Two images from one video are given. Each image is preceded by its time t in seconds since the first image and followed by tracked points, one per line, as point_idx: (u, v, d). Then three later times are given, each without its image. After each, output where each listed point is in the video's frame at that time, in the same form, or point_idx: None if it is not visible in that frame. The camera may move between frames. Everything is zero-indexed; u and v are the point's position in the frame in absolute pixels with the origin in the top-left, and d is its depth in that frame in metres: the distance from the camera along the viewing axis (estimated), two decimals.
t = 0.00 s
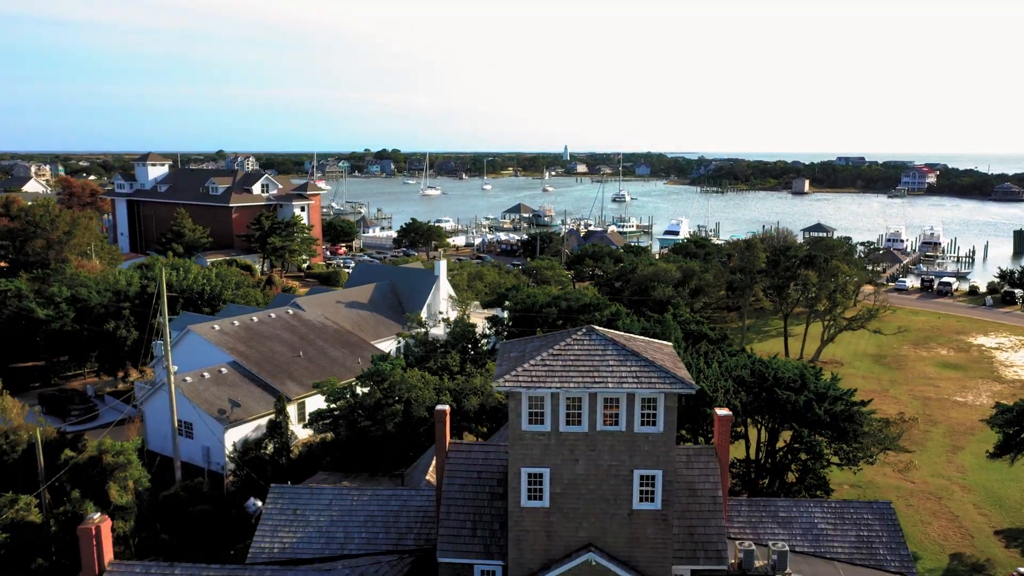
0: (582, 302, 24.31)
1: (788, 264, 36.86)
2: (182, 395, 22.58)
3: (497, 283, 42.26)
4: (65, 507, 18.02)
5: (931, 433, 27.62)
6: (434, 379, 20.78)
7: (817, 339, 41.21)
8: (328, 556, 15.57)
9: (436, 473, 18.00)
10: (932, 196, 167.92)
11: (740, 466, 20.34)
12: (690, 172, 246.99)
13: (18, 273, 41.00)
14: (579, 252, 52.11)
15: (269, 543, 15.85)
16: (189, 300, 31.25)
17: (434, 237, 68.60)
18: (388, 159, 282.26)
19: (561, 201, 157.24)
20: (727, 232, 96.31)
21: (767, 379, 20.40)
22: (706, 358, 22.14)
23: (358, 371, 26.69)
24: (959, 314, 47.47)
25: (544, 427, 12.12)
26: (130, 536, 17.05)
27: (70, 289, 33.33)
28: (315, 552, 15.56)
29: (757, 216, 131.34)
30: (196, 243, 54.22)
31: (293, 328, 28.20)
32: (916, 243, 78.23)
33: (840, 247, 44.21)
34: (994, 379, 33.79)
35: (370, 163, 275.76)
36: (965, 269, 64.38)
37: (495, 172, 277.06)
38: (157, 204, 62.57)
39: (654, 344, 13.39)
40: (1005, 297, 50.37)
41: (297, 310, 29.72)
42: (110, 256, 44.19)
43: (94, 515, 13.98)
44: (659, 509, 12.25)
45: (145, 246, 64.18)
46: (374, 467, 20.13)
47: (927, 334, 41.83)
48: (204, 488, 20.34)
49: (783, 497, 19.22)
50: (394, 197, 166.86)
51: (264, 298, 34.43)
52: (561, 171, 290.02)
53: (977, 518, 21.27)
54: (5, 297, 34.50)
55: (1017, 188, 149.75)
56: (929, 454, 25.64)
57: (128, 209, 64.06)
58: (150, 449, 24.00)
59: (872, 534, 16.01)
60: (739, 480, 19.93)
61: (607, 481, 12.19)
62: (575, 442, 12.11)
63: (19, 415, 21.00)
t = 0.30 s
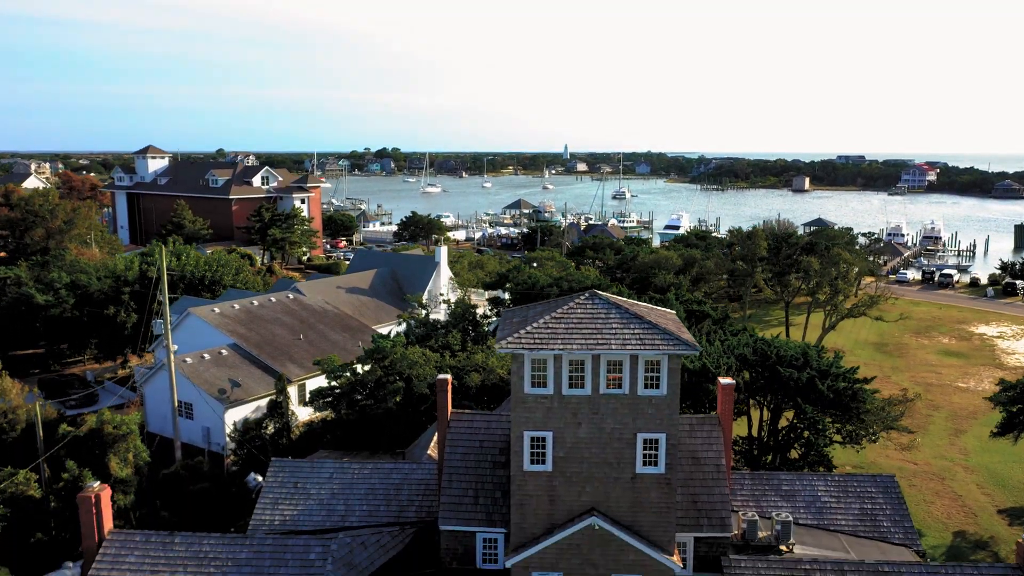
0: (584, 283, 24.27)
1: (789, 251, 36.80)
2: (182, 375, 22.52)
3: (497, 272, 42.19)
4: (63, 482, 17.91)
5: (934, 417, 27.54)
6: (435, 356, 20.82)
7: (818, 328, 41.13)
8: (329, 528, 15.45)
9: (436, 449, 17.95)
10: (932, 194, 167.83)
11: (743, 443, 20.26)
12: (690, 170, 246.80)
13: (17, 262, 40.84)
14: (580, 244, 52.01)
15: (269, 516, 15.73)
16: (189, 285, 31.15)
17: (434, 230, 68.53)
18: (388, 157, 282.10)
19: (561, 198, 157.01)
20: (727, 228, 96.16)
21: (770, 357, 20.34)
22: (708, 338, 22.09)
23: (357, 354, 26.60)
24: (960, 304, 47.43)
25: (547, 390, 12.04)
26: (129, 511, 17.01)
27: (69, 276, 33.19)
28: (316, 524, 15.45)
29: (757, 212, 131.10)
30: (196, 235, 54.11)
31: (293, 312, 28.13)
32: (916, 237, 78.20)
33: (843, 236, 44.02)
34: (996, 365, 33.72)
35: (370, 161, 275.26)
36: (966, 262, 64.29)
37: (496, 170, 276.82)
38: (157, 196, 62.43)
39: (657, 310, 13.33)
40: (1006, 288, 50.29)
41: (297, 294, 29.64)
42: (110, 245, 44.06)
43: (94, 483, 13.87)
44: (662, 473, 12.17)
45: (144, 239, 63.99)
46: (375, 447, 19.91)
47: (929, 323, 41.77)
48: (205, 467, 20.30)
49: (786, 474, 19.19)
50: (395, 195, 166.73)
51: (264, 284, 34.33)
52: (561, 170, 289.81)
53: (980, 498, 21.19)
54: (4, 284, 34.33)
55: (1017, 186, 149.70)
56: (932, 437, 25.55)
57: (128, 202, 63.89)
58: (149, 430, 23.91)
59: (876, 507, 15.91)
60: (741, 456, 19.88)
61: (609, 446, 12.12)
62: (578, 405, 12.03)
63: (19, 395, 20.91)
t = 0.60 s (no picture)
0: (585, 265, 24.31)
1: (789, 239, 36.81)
2: (182, 357, 22.44)
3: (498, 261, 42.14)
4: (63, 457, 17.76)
5: (936, 402, 27.50)
6: (435, 335, 20.85)
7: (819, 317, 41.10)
8: (329, 501, 15.37)
9: (437, 425, 17.93)
10: (932, 191, 167.75)
11: (745, 421, 20.23)
12: (690, 168, 246.69)
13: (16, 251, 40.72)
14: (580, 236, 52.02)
15: (269, 489, 15.63)
16: (188, 271, 31.08)
17: (433, 223, 68.56)
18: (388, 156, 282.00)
19: (562, 195, 156.89)
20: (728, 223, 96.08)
21: (772, 335, 20.29)
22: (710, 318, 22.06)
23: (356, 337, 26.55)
24: (960, 295, 47.40)
25: (549, 354, 11.97)
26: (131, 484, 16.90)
27: (69, 263, 32.97)
28: (316, 497, 15.36)
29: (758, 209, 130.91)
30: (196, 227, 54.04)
31: (293, 296, 28.07)
32: (917, 232, 78.18)
33: (844, 225, 44.02)
34: (997, 353, 33.70)
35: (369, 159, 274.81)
36: (967, 255, 64.21)
37: (496, 168, 276.74)
38: (157, 189, 62.31)
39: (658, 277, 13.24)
40: (1008, 279, 50.21)
41: (297, 279, 29.57)
42: (109, 234, 44.01)
43: (93, 453, 13.77)
44: (664, 438, 12.11)
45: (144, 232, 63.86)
46: (375, 426, 19.71)
47: (930, 313, 41.72)
48: (204, 446, 20.15)
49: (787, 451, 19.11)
50: (394, 191, 166.66)
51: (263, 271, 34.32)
52: (561, 168, 289.74)
53: (982, 478, 21.13)
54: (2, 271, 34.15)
55: (1018, 183, 149.67)
56: (935, 420, 25.49)
57: (127, 194, 63.73)
58: (150, 413, 23.84)
59: (879, 480, 15.86)
60: (743, 434, 19.84)
61: (611, 411, 12.06)
62: (580, 369, 11.97)
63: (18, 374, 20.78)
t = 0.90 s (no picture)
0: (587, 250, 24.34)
1: (789, 229, 36.74)
2: (181, 340, 22.39)
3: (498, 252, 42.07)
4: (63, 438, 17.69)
5: (937, 388, 27.47)
6: (436, 316, 20.82)
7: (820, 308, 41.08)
8: (328, 476, 15.33)
9: (438, 403, 17.87)
10: (932, 188, 167.63)
11: (746, 402, 20.26)
12: (690, 167, 246.51)
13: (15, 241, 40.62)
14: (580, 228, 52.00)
15: (269, 465, 15.57)
16: (188, 259, 31.05)
17: (433, 218, 68.61)
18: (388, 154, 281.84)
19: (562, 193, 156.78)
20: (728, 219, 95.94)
21: (773, 316, 20.26)
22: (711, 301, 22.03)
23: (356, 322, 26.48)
24: (961, 287, 47.36)
25: (550, 322, 11.92)
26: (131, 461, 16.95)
27: (69, 251, 32.86)
28: (316, 472, 15.31)
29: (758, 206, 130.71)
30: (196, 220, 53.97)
31: (293, 283, 28.01)
32: (917, 227, 78.12)
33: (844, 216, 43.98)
34: (999, 341, 33.63)
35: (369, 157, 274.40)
36: (967, 249, 64.12)
37: (496, 167, 276.65)
38: (156, 183, 62.27)
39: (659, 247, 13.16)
40: (1009, 272, 50.12)
41: (297, 267, 29.50)
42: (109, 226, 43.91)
43: (93, 426, 13.80)
44: (665, 407, 12.06)
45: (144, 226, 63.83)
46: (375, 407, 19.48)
47: (930, 303, 41.69)
48: (204, 428, 20.16)
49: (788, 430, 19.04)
50: (394, 189, 166.48)
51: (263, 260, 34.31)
52: (560, 167, 289.69)
53: (983, 460, 21.09)
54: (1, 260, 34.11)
55: (1018, 180, 149.53)
56: (935, 406, 25.45)
57: (127, 189, 63.68)
58: (150, 398, 23.78)
59: (880, 457, 15.81)
60: (745, 414, 19.78)
61: (612, 380, 12.01)
62: (581, 338, 11.92)
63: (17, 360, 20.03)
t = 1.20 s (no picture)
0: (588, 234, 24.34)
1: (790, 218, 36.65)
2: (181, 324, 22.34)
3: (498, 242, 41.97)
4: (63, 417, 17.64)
5: (938, 374, 27.44)
6: (437, 297, 20.93)
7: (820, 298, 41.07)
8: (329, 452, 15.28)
9: (438, 380, 17.80)
10: (932, 186, 167.47)
11: (748, 382, 20.33)
12: (690, 165, 246.26)
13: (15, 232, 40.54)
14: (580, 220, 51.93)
15: (270, 441, 15.51)
16: (188, 246, 30.96)
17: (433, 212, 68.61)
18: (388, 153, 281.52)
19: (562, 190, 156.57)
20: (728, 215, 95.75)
21: (774, 298, 20.21)
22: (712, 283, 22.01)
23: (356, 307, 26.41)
24: (962, 278, 47.31)
25: (552, 290, 11.89)
26: (132, 438, 16.96)
27: (69, 239, 32.78)
28: (316, 447, 15.26)
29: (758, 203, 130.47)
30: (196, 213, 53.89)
31: (293, 269, 27.96)
32: (917, 221, 78.08)
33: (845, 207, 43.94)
34: (1000, 330, 33.57)
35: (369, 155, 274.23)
36: (968, 243, 64.01)
37: (495, 165, 276.45)
38: (156, 176, 62.18)
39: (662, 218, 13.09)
40: (1009, 264, 50.04)
41: (297, 253, 29.46)
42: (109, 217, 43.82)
43: (92, 399, 13.71)
44: (668, 374, 12.00)
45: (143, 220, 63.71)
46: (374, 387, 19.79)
47: (931, 294, 41.61)
48: (204, 409, 20.22)
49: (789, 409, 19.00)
50: (394, 187, 166.21)
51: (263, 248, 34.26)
52: (560, 166, 289.47)
53: (985, 442, 21.06)
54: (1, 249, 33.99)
55: (1018, 178, 149.37)
56: (937, 391, 25.40)
57: (127, 182, 63.57)
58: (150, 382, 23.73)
59: (883, 433, 15.76)
60: (746, 393, 19.78)
61: (614, 348, 11.95)
62: (583, 306, 11.88)
63: (18, 343, 19.97)
